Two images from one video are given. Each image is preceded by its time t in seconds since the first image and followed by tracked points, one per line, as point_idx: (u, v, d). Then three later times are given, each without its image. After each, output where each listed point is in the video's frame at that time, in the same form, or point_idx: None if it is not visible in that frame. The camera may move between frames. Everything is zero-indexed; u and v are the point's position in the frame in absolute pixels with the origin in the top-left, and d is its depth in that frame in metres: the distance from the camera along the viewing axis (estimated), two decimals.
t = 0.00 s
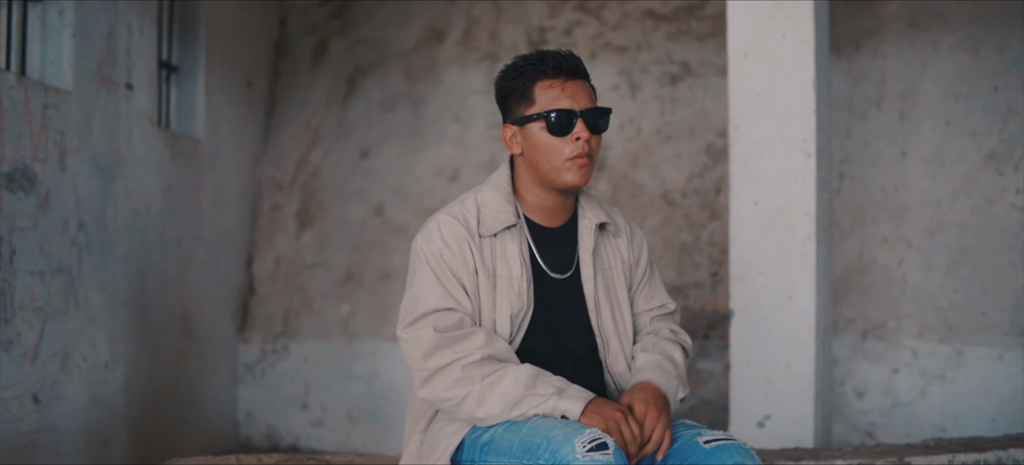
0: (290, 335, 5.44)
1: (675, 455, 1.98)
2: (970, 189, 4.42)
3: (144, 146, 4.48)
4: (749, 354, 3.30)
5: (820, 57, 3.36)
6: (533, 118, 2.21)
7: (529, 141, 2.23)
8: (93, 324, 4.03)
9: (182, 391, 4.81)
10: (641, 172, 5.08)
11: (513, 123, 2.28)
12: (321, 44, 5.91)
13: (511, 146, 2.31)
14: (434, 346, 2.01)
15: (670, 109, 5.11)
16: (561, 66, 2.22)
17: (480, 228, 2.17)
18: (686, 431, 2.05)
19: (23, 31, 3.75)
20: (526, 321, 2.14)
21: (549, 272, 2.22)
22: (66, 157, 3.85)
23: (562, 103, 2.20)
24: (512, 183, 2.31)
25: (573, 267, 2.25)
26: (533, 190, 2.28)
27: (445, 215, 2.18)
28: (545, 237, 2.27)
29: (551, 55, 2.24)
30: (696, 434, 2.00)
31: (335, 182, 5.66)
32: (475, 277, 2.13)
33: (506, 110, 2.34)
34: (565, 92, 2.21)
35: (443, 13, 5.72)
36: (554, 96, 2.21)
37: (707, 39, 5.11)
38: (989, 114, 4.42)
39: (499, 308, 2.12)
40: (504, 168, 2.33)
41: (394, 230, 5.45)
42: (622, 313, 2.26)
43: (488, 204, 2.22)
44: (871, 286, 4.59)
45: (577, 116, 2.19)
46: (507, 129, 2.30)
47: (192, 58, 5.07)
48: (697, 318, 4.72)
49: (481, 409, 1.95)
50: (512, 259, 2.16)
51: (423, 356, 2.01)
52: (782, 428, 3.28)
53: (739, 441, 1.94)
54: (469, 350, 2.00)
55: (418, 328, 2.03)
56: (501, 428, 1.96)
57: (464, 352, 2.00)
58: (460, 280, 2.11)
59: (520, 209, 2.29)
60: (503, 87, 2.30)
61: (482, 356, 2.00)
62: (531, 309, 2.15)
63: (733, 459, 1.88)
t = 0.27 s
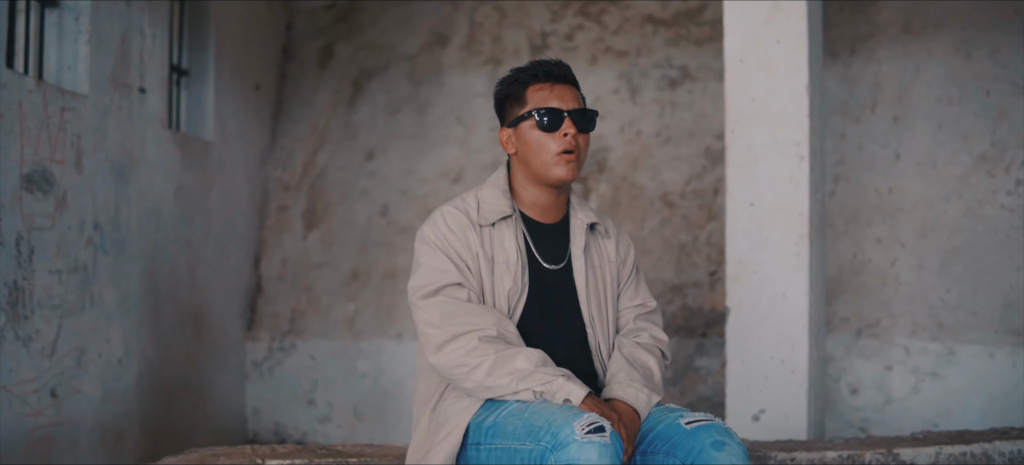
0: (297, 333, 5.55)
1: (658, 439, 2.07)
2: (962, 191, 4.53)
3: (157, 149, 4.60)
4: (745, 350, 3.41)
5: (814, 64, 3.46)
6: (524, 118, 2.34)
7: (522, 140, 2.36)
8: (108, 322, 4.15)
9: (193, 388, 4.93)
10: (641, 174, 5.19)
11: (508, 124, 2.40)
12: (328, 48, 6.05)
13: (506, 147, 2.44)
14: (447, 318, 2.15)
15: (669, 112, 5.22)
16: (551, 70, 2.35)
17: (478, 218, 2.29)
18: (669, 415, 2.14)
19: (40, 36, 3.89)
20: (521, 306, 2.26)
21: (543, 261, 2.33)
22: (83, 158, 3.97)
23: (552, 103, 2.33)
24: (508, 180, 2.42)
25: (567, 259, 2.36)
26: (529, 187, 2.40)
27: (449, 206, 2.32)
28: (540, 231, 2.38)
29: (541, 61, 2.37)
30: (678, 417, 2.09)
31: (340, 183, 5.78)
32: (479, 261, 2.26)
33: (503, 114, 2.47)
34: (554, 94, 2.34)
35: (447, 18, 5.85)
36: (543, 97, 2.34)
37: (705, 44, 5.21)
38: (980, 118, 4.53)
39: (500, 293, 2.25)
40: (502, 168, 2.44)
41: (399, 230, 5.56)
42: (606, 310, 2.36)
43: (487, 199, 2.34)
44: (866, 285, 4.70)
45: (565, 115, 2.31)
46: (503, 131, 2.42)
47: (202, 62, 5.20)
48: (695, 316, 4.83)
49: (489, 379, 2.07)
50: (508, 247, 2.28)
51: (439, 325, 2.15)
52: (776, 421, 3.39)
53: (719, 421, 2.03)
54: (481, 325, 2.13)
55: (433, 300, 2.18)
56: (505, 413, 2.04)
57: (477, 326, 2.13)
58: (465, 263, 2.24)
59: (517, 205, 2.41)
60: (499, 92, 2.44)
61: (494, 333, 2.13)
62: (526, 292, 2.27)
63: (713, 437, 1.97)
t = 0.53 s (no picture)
0: (303, 331, 5.68)
1: (645, 425, 2.19)
2: (952, 192, 4.67)
3: (167, 151, 4.73)
4: (737, 346, 3.53)
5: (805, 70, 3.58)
6: (528, 122, 2.47)
7: (525, 143, 2.48)
8: (120, 319, 4.27)
9: (201, 384, 5.05)
10: (639, 175, 5.31)
11: (513, 129, 2.53)
12: (332, 52, 6.19)
13: (511, 151, 2.56)
14: (456, 306, 2.28)
15: (666, 115, 5.34)
16: (555, 80, 2.49)
17: (484, 214, 2.42)
18: (656, 403, 2.26)
19: (55, 41, 4.02)
20: (524, 297, 2.39)
21: (545, 257, 2.46)
22: (96, 161, 4.09)
23: (554, 109, 2.46)
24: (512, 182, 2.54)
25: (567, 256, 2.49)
26: (531, 187, 2.51)
27: (457, 204, 2.45)
28: (541, 229, 2.50)
29: (546, 73, 2.52)
30: (664, 405, 2.21)
31: (345, 184, 5.91)
32: (486, 253, 2.38)
33: (508, 121, 2.60)
34: (556, 101, 2.47)
35: (449, 23, 5.97)
36: (546, 103, 2.47)
37: (702, 48, 5.33)
38: (970, 122, 4.68)
39: (505, 284, 2.38)
40: (506, 172, 2.56)
41: (402, 230, 5.68)
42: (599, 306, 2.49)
43: (492, 198, 2.47)
44: (857, 284, 4.80)
45: (565, 120, 2.43)
46: (508, 135, 2.55)
47: (210, 67, 5.33)
48: (691, 314, 4.95)
49: (494, 365, 2.19)
50: (513, 241, 2.41)
51: (449, 313, 2.27)
52: (768, 415, 3.51)
53: (700, 408, 2.14)
54: (488, 314, 2.25)
55: (443, 289, 2.30)
56: (508, 402, 2.16)
57: (484, 315, 2.25)
58: (473, 255, 2.37)
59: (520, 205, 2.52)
60: (506, 101, 2.58)
61: (500, 321, 2.25)
62: (528, 282, 2.41)
63: (695, 423, 2.09)
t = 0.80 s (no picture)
0: (309, 332, 5.82)
1: (636, 423, 2.33)
2: (942, 197, 4.80)
3: (178, 158, 4.86)
4: (731, 348, 3.66)
5: (796, 81, 3.72)
6: (551, 140, 2.61)
7: (545, 160, 2.62)
8: (134, 321, 4.41)
9: (211, 384, 5.18)
10: (637, 180, 5.44)
11: (536, 146, 2.68)
12: (337, 59, 6.33)
13: (533, 167, 2.70)
14: (469, 302, 2.41)
15: (664, 122, 5.48)
16: (580, 104, 2.65)
17: (502, 219, 2.57)
18: (646, 402, 2.39)
19: (71, 52, 4.17)
20: (532, 303, 2.53)
21: (554, 269, 2.60)
22: (111, 168, 4.23)
23: (576, 131, 2.60)
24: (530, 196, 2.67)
25: (574, 268, 2.64)
26: (548, 201, 2.64)
27: (478, 207, 2.59)
28: (552, 241, 2.64)
29: (573, 98, 2.68)
30: (654, 404, 2.35)
31: (350, 189, 6.04)
32: (500, 257, 2.52)
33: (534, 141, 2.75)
34: (579, 124, 2.62)
35: (452, 31, 6.11)
36: (569, 125, 2.62)
37: (699, 56, 5.47)
38: (959, 128, 4.82)
39: (516, 287, 2.51)
40: (526, 186, 2.70)
41: (407, 234, 5.81)
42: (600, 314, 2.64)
43: (511, 206, 2.63)
44: (850, 286, 4.93)
45: (585, 142, 2.58)
46: (532, 152, 2.69)
47: (219, 75, 5.48)
48: (688, 316, 5.08)
49: (499, 361, 2.32)
50: (526, 246, 2.55)
51: (462, 308, 2.40)
52: (760, 414, 3.64)
53: (687, 407, 2.28)
54: (498, 314, 2.39)
55: (458, 285, 2.43)
56: (512, 399, 2.29)
57: (494, 313, 2.38)
58: (488, 256, 2.50)
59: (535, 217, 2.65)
60: (534, 121, 2.73)
61: (509, 321, 2.38)
62: (537, 288, 2.55)
63: (682, 422, 2.23)
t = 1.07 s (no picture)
0: (316, 329, 5.95)
1: (637, 413, 2.46)
2: (933, 197, 4.93)
3: (189, 159, 4.99)
4: (725, 343, 3.80)
5: (788, 85, 3.85)
6: (561, 141, 2.72)
7: (556, 160, 2.73)
8: (148, 317, 4.54)
9: (220, 380, 5.32)
10: (636, 180, 5.56)
11: (547, 147, 2.78)
12: (343, 62, 6.47)
13: (544, 166, 2.81)
14: (483, 296, 2.53)
15: (662, 123, 5.61)
16: (590, 107, 2.75)
17: (516, 215, 2.70)
18: (643, 393, 2.51)
19: (87, 56, 4.30)
20: (544, 295, 2.68)
21: (569, 262, 2.75)
22: (126, 169, 4.36)
23: (585, 133, 2.71)
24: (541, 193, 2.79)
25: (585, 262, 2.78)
26: (559, 200, 2.76)
27: (493, 203, 2.73)
28: (565, 236, 2.77)
29: (583, 100, 2.77)
30: (652, 396, 2.47)
31: (355, 189, 6.17)
32: (513, 251, 2.66)
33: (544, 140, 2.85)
34: (589, 126, 2.72)
35: (455, 34, 6.25)
36: (580, 127, 2.72)
37: (696, 60, 5.60)
38: (950, 131, 4.95)
39: (528, 279, 2.65)
40: (537, 184, 2.82)
41: (411, 233, 5.94)
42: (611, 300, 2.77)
43: (524, 203, 2.75)
44: (843, 284, 5.05)
45: (595, 144, 2.68)
46: (543, 152, 2.80)
47: (228, 78, 5.62)
48: (685, 313, 5.20)
49: (512, 353, 2.45)
50: (539, 241, 2.69)
51: (476, 301, 2.52)
52: (753, 406, 3.78)
53: (682, 400, 2.42)
54: (511, 307, 2.51)
55: (473, 279, 2.56)
56: (522, 388, 2.42)
57: (507, 307, 2.51)
58: (502, 252, 2.64)
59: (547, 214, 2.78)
60: (546, 120, 2.83)
61: (521, 315, 2.51)
62: (548, 281, 2.69)
63: (677, 414, 2.38)
